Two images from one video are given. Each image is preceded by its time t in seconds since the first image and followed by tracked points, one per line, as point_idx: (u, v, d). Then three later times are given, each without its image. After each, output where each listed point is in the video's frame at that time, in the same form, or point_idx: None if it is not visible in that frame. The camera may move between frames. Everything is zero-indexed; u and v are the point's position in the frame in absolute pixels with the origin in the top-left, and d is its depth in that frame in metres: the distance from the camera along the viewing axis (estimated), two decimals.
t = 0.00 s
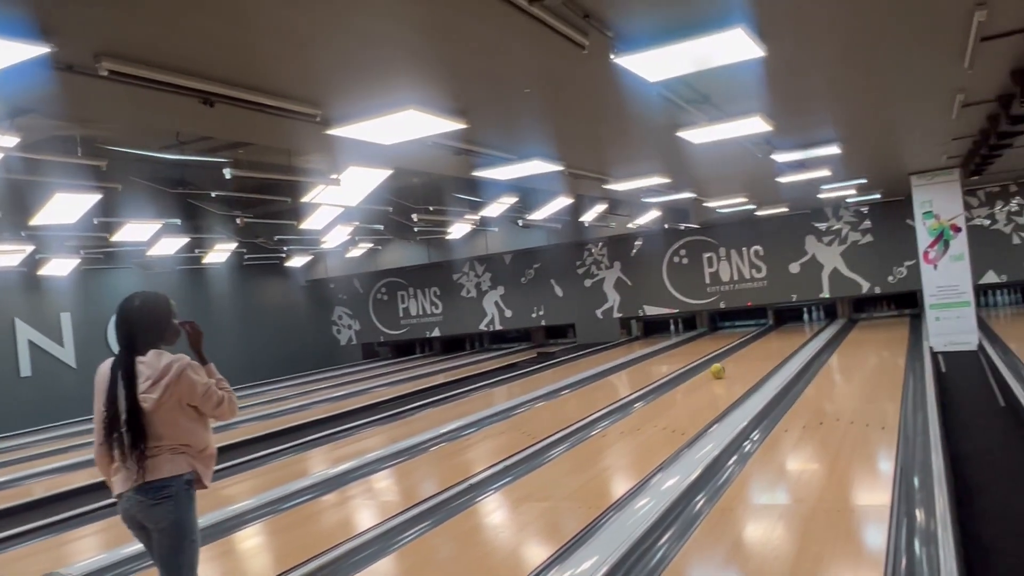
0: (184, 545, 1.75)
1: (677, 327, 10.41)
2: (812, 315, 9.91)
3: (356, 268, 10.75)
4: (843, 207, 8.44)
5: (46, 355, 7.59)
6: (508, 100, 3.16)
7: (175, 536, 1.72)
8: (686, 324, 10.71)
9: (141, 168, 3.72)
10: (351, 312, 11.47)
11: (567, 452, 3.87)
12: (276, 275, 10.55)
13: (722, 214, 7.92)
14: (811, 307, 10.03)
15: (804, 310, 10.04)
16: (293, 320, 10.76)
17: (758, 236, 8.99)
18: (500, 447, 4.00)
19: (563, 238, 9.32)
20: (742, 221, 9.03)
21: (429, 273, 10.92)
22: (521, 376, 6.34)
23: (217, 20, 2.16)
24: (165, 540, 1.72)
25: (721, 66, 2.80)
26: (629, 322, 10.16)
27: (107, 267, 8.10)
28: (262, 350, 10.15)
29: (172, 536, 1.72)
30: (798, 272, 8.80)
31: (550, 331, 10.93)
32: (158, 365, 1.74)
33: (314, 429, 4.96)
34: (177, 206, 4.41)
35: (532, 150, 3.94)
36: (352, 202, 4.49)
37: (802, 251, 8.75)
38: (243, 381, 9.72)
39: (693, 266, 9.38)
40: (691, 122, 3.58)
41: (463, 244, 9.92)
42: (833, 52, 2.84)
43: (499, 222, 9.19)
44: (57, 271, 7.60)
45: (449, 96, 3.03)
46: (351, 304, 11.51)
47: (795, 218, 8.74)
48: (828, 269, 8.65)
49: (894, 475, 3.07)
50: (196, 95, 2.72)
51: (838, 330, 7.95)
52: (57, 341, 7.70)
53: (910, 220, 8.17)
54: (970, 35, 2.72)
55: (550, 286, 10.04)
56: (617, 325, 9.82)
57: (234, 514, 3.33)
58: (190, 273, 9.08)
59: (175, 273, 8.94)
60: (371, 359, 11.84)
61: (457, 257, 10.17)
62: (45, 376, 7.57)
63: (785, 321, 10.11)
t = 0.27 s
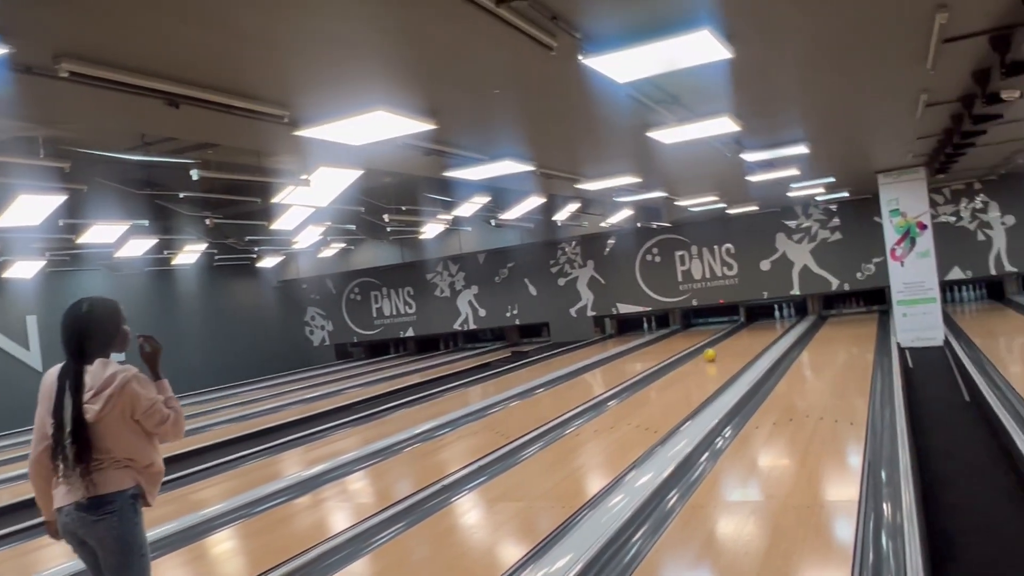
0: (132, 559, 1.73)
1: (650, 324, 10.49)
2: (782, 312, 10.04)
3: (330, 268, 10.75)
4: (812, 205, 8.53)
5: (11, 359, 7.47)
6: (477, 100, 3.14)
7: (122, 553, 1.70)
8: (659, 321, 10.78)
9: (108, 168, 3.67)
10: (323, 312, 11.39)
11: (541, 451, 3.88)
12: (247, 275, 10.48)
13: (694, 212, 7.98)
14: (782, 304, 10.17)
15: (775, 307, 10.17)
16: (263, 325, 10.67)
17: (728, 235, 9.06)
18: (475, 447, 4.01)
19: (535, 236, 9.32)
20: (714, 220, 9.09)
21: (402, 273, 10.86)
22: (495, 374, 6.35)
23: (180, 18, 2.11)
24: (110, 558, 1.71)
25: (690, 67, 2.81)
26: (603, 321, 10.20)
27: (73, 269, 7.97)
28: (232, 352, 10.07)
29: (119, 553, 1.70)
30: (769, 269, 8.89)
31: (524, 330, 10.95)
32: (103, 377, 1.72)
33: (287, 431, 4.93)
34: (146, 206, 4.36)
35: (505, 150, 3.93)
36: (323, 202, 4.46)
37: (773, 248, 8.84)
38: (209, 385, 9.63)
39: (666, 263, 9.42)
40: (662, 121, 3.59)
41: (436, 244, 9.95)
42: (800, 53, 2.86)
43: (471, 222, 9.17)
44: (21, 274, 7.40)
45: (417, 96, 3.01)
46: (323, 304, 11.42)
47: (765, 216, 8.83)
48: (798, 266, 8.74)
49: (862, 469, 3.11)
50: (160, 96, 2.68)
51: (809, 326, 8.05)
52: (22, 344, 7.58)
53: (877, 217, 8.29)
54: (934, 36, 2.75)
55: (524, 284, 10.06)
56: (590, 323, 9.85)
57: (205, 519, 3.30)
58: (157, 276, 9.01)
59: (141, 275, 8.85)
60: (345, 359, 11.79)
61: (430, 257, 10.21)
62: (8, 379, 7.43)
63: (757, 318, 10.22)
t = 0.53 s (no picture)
0: None
1: (632, 324, 10.51)
2: (763, 310, 10.12)
3: (310, 270, 10.68)
4: (792, 204, 8.60)
5: None
6: (457, 101, 3.13)
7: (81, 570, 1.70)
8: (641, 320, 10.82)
9: (84, 171, 3.62)
10: (305, 314, 11.27)
11: (524, 452, 3.88)
12: (225, 278, 10.40)
13: (675, 211, 8.01)
14: (762, 302, 10.24)
15: (755, 306, 10.24)
16: (239, 329, 10.59)
17: (708, 234, 9.12)
18: (458, 448, 4.01)
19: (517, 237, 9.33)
20: (694, 219, 9.14)
21: (384, 274, 10.82)
22: (478, 375, 6.34)
23: (156, 20, 2.08)
24: None
25: (668, 68, 2.82)
26: (586, 321, 10.16)
27: (48, 272, 7.86)
28: (207, 358, 10.00)
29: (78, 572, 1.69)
30: (749, 268, 8.95)
31: (507, 330, 10.96)
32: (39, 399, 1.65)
33: (267, 435, 4.90)
34: (122, 209, 4.31)
35: (485, 151, 3.93)
36: (302, 205, 4.43)
37: (753, 247, 8.90)
38: (183, 390, 9.56)
39: (646, 263, 9.46)
40: (641, 122, 3.60)
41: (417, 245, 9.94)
42: (778, 54, 2.87)
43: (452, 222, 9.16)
44: None
45: (397, 97, 3.00)
46: (304, 306, 11.30)
47: (745, 215, 8.89)
48: (778, 264, 8.80)
49: (842, 466, 3.15)
50: (136, 99, 2.64)
51: (789, 324, 8.12)
52: None
53: (856, 215, 8.36)
54: (908, 37, 2.78)
55: (505, 284, 10.07)
56: (573, 322, 9.87)
57: (186, 525, 3.27)
58: (135, 279, 8.95)
59: (118, 279, 8.76)
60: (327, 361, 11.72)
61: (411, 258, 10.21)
62: None
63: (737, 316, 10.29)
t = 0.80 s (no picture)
0: None
1: (618, 324, 10.53)
2: (748, 309, 10.17)
3: (295, 272, 10.62)
4: (776, 203, 8.65)
5: None
6: (442, 102, 3.13)
7: None
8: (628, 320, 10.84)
9: (65, 173, 3.58)
10: (290, 317, 11.24)
11: (511, 453, 3.88)
12: (210, 280, 10.33)
13: (659, 211, 8.04)
14: (748, 301, 10.30)
15: (741, 305, 10.29)
16: (224, 333, 10.54)
17: (693, 234, 9.15)
18: (445, 450, 4.00)
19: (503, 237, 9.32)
20: (680, 219, 9.18)
21: (370, 275, 10.78)
22: (464, 377, 6.34)
23: (138, 22, 2.06)
24: None
25: (652, 68, 2.83)
26: (572, 321, 10.21)
27: (29, 276, 7.78)
28: (193, 362, 9.95)
29: None
30: (734, 267, 8.99)
31: (493, 331, 10.96)
32: None
33: (252, 439, 4.87)
34: (103, 212, 4.27)
35: (470, 152, 3.92)
36: (286, 207, 4.41)
37: (737, 246, 8.94)
38: (167, 394, 9.49)
39: (632, 263, 9.48)
40: (626, 123, 3.61)
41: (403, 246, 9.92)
42: (760, 54, 2.89)
43: (438, 223, 9.14)
44: None
45: (381, 98, 2.99)
46: (289, 309, 11.29)
47: (730, 215, 8.93)
48: (762, 264, 8.85)
49: (828, 463, 3.17)
50: (118, 101, 2.61)
51: (775, 322, 8.16)
52: None
53: (839, 214, 8.41)
54: (889, 37, 2.81)
55: (491, 285, 10.07)
56: (559, 323, 9.88)
57: (171, 530, 3.24)
58: (118, 282, 8.89)
59: (100, 282, 8.70)
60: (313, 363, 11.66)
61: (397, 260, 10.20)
62: None
63: (723, 316, 10.33)
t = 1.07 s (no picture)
0: None
1: (614, 323, 10.54)
2: (744, 307, 10.19)
3: (291, 272, 10.61)
4: (771, 201, 8.67)
5: None
6: (438, 102, 3.13)
7: None
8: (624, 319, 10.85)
9: (59, 174, 3.57)
10: (286, 317, 11.24)
11: (508, 452, 3.88)
12: (205, 280, 10.31)
13: (655, 210, 8.05)
14: (743, 299, 10.31)
15: (736, 303, 10.31)
16: (219, 333, 10.53)
17: (688, 232, 9.16)
18: (442, 449, 4.00)
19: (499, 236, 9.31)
20: (675, 217, 9.19)
21: (366, 275, 10.78)
22: (460, 376, 6.34)
23: (133, 23, 2.06)
24: None
25: (647, 67, 2.84)
26: (568, 320, 10.22)
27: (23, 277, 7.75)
28: (188, 362, 9.93)
29: None
30: (729, 266, 9.01)
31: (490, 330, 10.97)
32: None
33: (248, 440, 4.86)
34: (97, 212, 4.26)
35: (466, 152, 3.93)
36: (281, 207, 4.40)
37: (733, 244, 8.95)
38: (163, 394, 9.48)
39: (628, 261, 9.49)
40: (622, 121, 3.61)
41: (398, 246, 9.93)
42: (756, 53, 2.89)
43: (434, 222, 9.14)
44: None
45: (377, 98, 2.99)
46: (285, 309, 11.29)
47: (726, 213, 8.94)
48: (758, 262, 8.87)
49: (825, 460, 3.17)
50: (112, 101, 2.60)
51: (771, 320, 8.17)
52: None
53: (834, 212, 8.43)
54: (883, 35, 2.82)
55: (487, 285, 10.07)
56: (555, 322, 9.88)
57: (168, 531, 3.23)
58: (113, 283, 8.87)
59: (95, 283, 8.68)
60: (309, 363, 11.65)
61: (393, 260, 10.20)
62: None
63: (718, 314, 10.35)
